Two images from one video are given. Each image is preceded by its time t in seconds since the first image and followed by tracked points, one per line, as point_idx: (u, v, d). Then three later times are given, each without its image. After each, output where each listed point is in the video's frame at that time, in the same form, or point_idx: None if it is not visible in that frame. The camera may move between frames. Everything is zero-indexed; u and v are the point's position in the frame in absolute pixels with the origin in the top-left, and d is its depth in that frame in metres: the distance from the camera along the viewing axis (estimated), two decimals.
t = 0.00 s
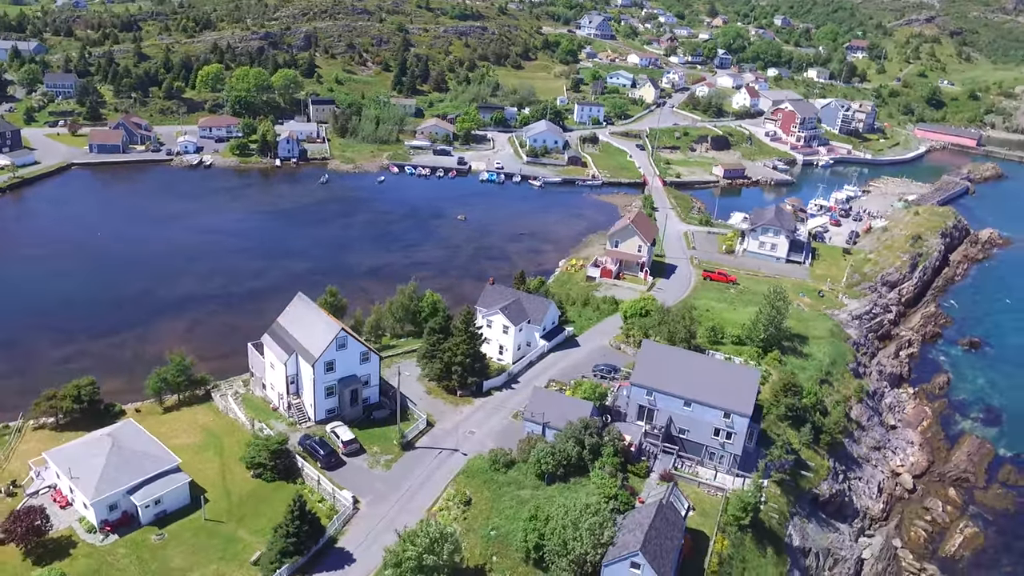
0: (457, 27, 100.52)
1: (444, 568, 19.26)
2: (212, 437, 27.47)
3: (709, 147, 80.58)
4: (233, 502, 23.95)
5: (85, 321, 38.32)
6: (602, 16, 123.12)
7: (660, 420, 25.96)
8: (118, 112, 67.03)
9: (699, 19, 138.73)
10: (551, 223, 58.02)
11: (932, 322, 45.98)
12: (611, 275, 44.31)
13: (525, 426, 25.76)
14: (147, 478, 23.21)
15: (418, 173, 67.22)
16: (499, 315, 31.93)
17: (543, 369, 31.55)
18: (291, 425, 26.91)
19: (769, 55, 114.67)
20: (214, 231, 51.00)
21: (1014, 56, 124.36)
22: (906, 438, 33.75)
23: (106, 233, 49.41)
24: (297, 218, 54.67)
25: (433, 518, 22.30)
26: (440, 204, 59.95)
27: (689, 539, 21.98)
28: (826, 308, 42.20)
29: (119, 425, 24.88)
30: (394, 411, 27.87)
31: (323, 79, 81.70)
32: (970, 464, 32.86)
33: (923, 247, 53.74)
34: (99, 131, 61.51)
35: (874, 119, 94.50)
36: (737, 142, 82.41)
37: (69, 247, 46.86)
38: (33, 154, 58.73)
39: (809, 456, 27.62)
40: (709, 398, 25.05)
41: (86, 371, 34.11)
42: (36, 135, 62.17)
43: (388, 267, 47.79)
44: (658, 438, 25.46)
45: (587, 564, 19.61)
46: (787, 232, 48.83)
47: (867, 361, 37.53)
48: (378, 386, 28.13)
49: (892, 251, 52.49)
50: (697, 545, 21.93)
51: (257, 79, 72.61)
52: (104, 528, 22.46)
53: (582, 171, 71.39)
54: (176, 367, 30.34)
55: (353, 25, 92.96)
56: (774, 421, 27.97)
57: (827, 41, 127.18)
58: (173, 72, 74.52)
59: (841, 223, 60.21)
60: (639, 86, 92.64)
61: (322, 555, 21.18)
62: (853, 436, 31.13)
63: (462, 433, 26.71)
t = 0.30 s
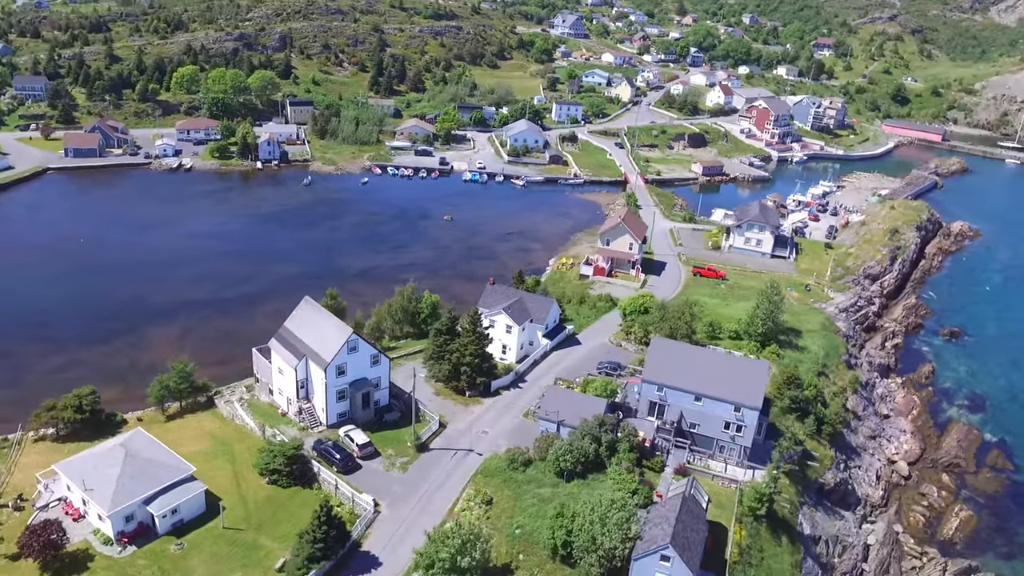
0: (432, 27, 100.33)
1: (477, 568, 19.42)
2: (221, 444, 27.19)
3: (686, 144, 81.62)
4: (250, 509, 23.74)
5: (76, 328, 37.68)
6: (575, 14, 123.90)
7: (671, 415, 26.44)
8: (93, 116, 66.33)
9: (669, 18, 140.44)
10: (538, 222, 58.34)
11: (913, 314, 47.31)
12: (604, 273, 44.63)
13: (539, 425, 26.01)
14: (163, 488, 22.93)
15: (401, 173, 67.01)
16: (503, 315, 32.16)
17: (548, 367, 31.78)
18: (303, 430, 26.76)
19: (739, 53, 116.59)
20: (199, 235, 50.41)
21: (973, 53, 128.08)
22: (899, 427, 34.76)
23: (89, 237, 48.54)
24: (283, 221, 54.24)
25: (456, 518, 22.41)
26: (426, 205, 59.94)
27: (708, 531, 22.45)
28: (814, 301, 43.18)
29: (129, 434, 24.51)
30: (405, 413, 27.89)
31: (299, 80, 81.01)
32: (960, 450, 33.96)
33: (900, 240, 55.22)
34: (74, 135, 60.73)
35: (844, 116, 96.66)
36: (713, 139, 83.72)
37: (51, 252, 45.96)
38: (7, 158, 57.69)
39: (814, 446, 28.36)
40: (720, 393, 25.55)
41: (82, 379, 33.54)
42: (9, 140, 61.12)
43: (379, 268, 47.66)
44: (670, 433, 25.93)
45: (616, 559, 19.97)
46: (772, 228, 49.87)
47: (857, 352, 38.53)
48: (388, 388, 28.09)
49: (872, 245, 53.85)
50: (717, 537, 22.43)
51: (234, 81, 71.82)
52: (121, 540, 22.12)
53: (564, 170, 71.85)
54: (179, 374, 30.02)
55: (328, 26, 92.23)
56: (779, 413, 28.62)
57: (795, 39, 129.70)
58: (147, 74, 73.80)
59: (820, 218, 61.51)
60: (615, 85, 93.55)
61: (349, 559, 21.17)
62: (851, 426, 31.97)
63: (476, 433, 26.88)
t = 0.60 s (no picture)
0: (409, 27, 100.02)
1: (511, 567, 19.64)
2: (233, 450, 26.94)
3: (665, 142, 82.48)
4: (270, 514, 23.60)
5: (69, 336, 37.15)
6: (549, 14, 124.47)
7: (682, 410, 26.89)
8: (69, 120, 65.59)
9: (641, 17, 141.84)
10: (526, 221, 58.61)
11: (898, 305, 48.56)
12: (597, 271, 45.29)
13: (554, 423, 26.26)
14: (182, 496, 22.67)
15: (385, 174, 66.76)
16: (508, 315, 32.35)
17: (555, 366, 32.00)
18: (317, 434, 26.65)
19: (711, 52, 118.20)
20: (187, 239, 49.87)
21: (936, 50, 131.35)
22: (893, 416, 35.73)
23: (73, 242, 47.78)
24: (270, 223, 53.82)
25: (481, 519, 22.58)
26: (413, 205, 59.85)
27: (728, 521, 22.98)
28: (804, 296, 44.14)
29: (143, 443, 24.18)
30: (418, 414, 27.91)
31: (277, 81, 80.29)
32: (952, 437, 34.99)
33: (881, 235, 56.56)
34: (52, 140, 60.12)
35: (816, 113, 98.54)
36: (691, 137, 84.85)
37: (36, 258, 45.18)
38: None
39: (818, 437, 29.09)
40: (731, 387, 26.06)
41: (80, 388, 33.04)
42: None
43: (372, 270, 47.53)
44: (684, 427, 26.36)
45: (646, 553, 20.42)
46: (759, 224, 50.75)
47: (849, 345, 39.49)
48: (400, 390, 28.09)
49: (854, 239, 55.08)
50: (736, 527, 22.95)
51: (212, 82, 71.02)
52: (142, 550, 21.83)
53: (547, 169, 72.22)
54: (185, 380, 29.75)
55: (304, 26, 91.48)
56: (785, 405, 29.26)
57: (765, 38, 131.88)
58: (122, 76, 73.00)
59: (800, 214, 62.70)
60: (593, 84, 94.26)
61: (378, 561, 21.20)
62: (849, 416, 32.80)
63: (491, 433, 27.05)
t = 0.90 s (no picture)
0: (393, 27, 99.74)
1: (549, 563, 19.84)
2: (252, 454, 26.79)
3: (652, 140, 83.14)
4: (297, 518, 23.52)
5: (71, 342, 36.72)
6: (531, 13, 124.90)
7: (700, 405, 27.27)
8: (54, 123, 64.70)
9: (621, 16, 142.85)
10: (521, 221, 58.77)
11: (890, 299, 49.51)
12: (598, 269, 45.43)
13: (575, 421, 26.49)
14: (209, 502, 22.49)
15: (377, 175, 66.51)
16: (519, 314, 32.49)
17: (567, 364, 32.24)
18: (338, 436, 26.58)
19: (692, 50, 119.42)
20: (182, 242, 49.38)
21: (910, 49, 133.81)
22: (895, 408, 36.47)
23: (67, 246, 47.15)
24: (265, 225, 53.45)
25: (511, 517, 22.76)
26: (407, 206, 59.75)
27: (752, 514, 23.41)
28: (801, 291, 44.86)
29: (165, 450, 23.94)
30: (437, 415, 27.99)
31: (263, 82, 79.66)
32: (952, 427, 35.82)
33: (870, 230, 57.60)
34: (37, 142, 59.30)
35: (798, 110, 99.96)
36: (678, 135, 85.65)
37: (30, 262, 44.52)
38: None
39: (829, 430, 29.66)
40: (748, 382, 26.49)
41: (87, 394, 32.63)
42: None
43: (372, 270, 47.37)
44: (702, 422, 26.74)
45: (678, 546, 20.78)
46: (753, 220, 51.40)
47: (848, 339, 40.24)
48: (418, 391, 28.15)
49: (845, 235, 56.02)
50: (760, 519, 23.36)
51: (198, 83, 70.42)
52: (171, 558, 21.63)
53: (538, 168, 72.45)
54: (197, 385, 29.47)
55: (288, 27, 90.85)
56: (797, 398, 29.76)
57: (743, 36, 133.45)
58: (105, 78, 72.16)
59: (790, 210, 63.62)
60: (578, 83, 94.72)
61: (412, 562, 21.24)
62: (855, 409, 33.42)
63: (511, 432, 27.22)
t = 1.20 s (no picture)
0: (381, 26, 99.43)
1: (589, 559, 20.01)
2: (275, 458, 26.69)
3: (643, 139, 83.76)
4: (327, 520, 23.48)
5: (78, 348, 36.42)
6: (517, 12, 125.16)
7: (719, 401, 27.66)
8: (43, 126, 63.94)
9: (605, 15, 143.59)
10: (519, 220, 58.96)
11: (886, 294, 50.38)
12: (603, 267, 45.53)
13: (598, 419, 26.74)
14: (241, 507, 22.38)
15: (372, 176, 66.34)
16: (534, 313, 32.63)
17: (583, 362, 32.50)
18: (362, 438, 26.60)
19: (677, 49, 120.40)
20: (181, 245, 49.01)
21: (889, 47, 135.85)
22: (900, 401, 37.17)
23: (65, 251, 46.67)
24: (264, 226, 53.17)
25: (544, 515, 22.96)
26: (405, 206, 59.69)
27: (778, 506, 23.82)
28: (802, 287, 45.50)
29: (192, 456, 23.80)
30: (459, 415, 28.11)
31: (253, 83, 79.10)
32: (955, 419, 36.60)
33: (863, 226, 58.51)
34: (28, 146, 58.54)
35: (783, 108, 101.18)
36: (667, 134, 86.34)
37: (30, 269, 44.04)
38: None
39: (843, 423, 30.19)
40: (767, 377, 26.90)
41: (99, 400, 32.37)
42: None
43: (375, 272, 47.31)
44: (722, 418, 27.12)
45: (712, 540, 21.09)
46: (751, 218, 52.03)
47: (850, 333, 40.91)
48: (440, 392, 28.25)
49: (839, 231, 56.86)
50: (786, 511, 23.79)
51: (188, 84, 69.91)
52: (205, 563, 21.46)
53: (531, 167, 72.65)
54: (215, 389, 29.26)
55: (276, 27, 90.28)
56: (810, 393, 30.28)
57: (726, 35, 134.77)
58: (93, 79, 71.34)
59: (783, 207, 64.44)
60: (568, 82, 95.10)
61: (449, 561, 21.32)
62: (863, 402, 34.02)
63: (534, 430, 27.40)
